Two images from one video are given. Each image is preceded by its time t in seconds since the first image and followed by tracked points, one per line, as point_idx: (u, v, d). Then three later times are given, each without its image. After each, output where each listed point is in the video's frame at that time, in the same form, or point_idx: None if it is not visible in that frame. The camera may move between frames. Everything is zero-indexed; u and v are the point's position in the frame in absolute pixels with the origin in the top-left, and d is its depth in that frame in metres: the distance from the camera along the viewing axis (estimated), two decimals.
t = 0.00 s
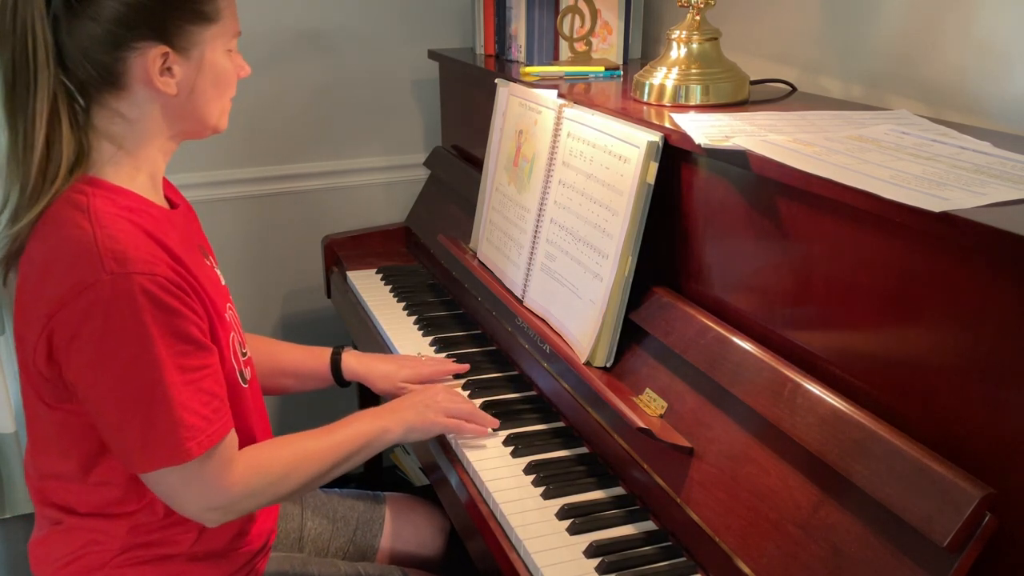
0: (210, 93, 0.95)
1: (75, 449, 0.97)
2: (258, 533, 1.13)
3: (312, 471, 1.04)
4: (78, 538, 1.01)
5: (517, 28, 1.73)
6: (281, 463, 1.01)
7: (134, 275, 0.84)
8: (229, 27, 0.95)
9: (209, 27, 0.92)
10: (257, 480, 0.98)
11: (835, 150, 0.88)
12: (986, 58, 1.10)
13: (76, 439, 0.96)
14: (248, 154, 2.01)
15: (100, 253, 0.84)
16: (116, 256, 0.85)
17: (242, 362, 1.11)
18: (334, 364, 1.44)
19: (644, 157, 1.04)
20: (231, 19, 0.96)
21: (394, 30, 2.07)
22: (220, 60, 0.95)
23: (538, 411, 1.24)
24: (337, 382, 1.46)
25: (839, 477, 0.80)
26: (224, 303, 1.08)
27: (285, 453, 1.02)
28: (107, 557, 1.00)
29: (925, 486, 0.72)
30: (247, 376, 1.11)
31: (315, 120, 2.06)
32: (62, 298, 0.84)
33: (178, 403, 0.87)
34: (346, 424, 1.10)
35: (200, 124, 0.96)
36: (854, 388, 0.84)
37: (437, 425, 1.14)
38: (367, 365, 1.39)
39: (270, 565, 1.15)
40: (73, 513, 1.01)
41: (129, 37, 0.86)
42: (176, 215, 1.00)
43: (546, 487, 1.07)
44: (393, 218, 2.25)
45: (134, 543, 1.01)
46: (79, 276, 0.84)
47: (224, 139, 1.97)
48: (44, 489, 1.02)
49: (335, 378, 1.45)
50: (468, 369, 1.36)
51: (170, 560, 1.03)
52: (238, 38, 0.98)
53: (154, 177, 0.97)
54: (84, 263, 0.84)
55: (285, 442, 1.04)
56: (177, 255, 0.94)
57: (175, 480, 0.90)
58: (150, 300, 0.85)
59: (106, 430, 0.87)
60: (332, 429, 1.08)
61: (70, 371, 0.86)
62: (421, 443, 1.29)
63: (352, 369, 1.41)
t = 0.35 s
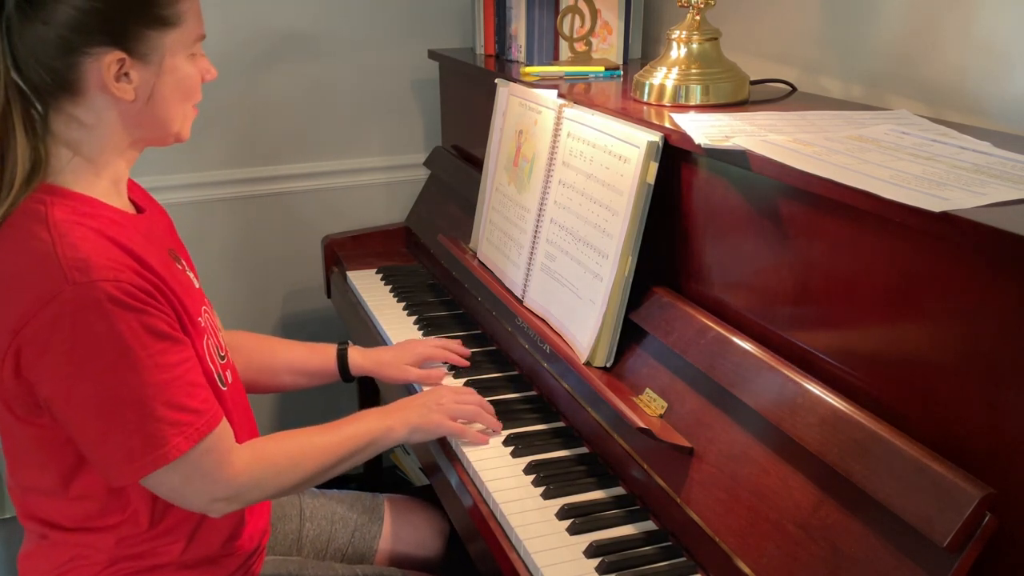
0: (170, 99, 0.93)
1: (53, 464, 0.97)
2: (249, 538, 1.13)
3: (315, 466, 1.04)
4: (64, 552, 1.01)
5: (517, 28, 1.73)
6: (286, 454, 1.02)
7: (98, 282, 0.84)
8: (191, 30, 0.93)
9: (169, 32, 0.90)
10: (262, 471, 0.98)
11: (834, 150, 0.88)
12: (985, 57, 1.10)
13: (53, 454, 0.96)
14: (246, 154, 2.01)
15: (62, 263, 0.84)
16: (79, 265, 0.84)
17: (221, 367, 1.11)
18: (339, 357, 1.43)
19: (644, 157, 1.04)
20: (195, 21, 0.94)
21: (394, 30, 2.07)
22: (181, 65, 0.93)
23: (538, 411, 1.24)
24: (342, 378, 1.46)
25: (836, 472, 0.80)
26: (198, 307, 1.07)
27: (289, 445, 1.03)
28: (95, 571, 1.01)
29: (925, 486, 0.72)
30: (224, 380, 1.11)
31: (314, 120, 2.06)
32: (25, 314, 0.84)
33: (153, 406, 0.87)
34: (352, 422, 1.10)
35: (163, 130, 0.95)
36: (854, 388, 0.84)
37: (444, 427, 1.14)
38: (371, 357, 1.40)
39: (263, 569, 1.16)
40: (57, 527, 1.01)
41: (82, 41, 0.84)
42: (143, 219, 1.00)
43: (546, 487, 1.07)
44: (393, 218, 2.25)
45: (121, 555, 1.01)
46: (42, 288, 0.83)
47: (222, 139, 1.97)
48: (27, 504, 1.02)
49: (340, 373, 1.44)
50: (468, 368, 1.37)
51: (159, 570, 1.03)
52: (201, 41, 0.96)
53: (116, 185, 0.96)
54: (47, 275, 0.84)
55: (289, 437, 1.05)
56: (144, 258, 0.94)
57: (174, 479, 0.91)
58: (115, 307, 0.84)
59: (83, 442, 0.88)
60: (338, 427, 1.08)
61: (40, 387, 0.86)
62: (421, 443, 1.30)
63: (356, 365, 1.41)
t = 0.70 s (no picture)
0: (144, 107, 0.92)
1: (45, 469, 0.97)
2: (245, 538, 1.13)
3: (320, 450, 1.05)
4: (58, 557, 1.01)
5: (517, 28, 1.73)
6: (290, 441, 1.02)
7: (75, 290, 0.83)
8: (169, 36, 0.92)
9: (144, 39, 0.88)
10: (268, 458, 0.99)
11: (834, 150, 0.88)
12: (985, 58, 1.10)
13: (45, 459, 0.96)
14: (246, 154, 2.01)
15: (35, 274, 0.83)
16: (55, 274, 0.84)
17: (206, 368, 1.10)
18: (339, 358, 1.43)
19: (644, 157, 1.04)
20: (174, 27, 0.92)
21: (394, 30, 2.07)
22: (156, 73, 0.91)
23: (538, 411, 1.24)
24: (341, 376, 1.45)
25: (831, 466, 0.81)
26: (181, 309, 1.06)
27: (294, 431, 1.04)
28: None
29: (925, 485, 0.72)
30: (213, 381, 1.10)
31: (313, 120, 2.06)
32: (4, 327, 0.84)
33: (140, 410, 0.87)
34: (353, 408, 1.10)
35: (136, 136, 0.93)
36: (855, 388, 0.84)
37: (446, 423, 1.14)
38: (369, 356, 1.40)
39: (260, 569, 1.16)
40: (51, 532, 1.01)
41: (53, 48, 0.83)
42: (122, 223, 0.99)
43: (546, 487, 1.07)
44: (392, 218, 2.25)
45: (115, 559, 1.01)
46: (20, 300, 0.83)
47: (221, 139, 1.97)
48: (20, 509, 1.01)
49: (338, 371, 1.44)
50: (468, 369, 1.37)
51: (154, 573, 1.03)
52: (180, 47, 0.95)
53: (92, 189, 0.96)
54: (24, 286, 0.83)
55: (294, 422, 1.05)
56: (125, 263, 0.93)
57: (178, 471, 0.92)
58: (90, 315, 0.84)
59: (74, 448, 0.88)
60: (340, 413, 1.09)
61: (26, 397, 0.86)
62: (421, 443, 1.30)
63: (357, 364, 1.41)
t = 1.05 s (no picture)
0: (141, 109, 0.92)
1: (48, 468, 0.96)
2: (246, 538, 1.13)
3: (324, 451, 1.05)
4: (60, 556, 1.01)
5: (517, 28, 1.73)
6: (289, 443, 1.02)
7: (72, 292, 0.83)
8: (167, 38, 0.92)
9: (142, 41, 0.88)
10: (267, 459, 0.99)
11: (834, 150, 0.88)
12: (986, 58, 1.10)
13: (49, 458, 0.96)
14: (247, 154, 2.01)
15: (32, 277, 0.83)
16: (52, 276, 0.84)
17: (208, 369, 1.10)
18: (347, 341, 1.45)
19: (644, 157, 1.04)
20: (172, 29, 0.92)
21: (393, 30, 2.07)
22: (155, 75, 0.91)
23: (538, 411, 1.24)
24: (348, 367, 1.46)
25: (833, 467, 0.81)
26: (181, 310, 1.06)
27: (293, 433, 1.03)
28: None
29: (925, 485, 0.72)
30: (214, 382, 1.10)
31: (313, 120, 2.06)
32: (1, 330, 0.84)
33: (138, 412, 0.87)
34: (357, 410, 1.10)
35: (133, 136, 0.93)
36: (854, 388, 0.84)
37: (449, 424, 1.14)
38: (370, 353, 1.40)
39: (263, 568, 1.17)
40: (53, 531, 1.01)
41: (49, 50, 0.83)
42: (123, 222, 0.99)
43: (546, 487, 1.07)
44: (392, 218, 2.25)
45: (116, 559, 1.01)
46: (18, 302, 0.83)
47: (222, 140, 1.97)
48: (21, 509, 1.01)
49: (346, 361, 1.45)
50: (468, 369, 1.36)
51: (155, 573, 1.04)
52: (179, 48, 0.95)
53: (92, 188, 0.95)
54: (21, 288, 0.83)
55: (294, 423, 1.05)
56: (123, 263, 0.93)
57: (177, 475, 0.92)
58: (87, 317, 0.83)
59: (73, 450, 0.88)
60: (340, 414, 1.09)
61: (25, 400, 0.86)
62: (421, 443, 1.30)
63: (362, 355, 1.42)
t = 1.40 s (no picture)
0: (154, 107, 0.91)
1: (51, 466, 0.96)
2: (247, 538, 1.13)
3: (314, 464, 1.04)
4: (62, 554, 1.01)
5: (517, 28, 1.73)
6: (282, 454, 1.01)
7: (84, 288, 0.84)
8: (179, 36, 0.92)
9: (153, 40, 0.88)
10: (259, 471, 0.98)
11: (835, 150, 0.88)
12: (986, 58, 1.10)
13: (51, 456, 0.96)
14: (247, 155, 2.01)
15: (46, 271, 0.83)
16: (63, 271, 0.84)
17: (212, 368, 1.10)
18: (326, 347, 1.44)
19: (644, 157, 1.04)
20: (183, 27, 0.92)
21: (394, 30, 2.07)
22: (166, 72, 0.91)
23: (538, 411, 1.24)
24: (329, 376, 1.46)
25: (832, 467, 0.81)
26: (188, 309, 1.07)
27: (287, 440, 1.03)
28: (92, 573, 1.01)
29: (925, 486, 0.72)
30: (218, 381, 1.11)
31: (313, 120, 2.06)
32: (9, 322, 0.84)
33: (139, 414, 0.87)
34: (350, 414, 1.08)
35: (147, 135, 0.93)
36: (854, 388, 0.84)
37: (444, 427, 1.12)
38: (370, 352, 1.40)
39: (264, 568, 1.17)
40: (55, 529, 1.01)
41: (60, 49, 0.83)
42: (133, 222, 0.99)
43: (546, 487, 1.07)
44: (393, 218, 2.25)
45: (118, 557, 1.01)
46: (28, 295, 0.83)
47: (222, 140, 1.97)
48: (24, 506, 1.01)
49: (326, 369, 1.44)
50: (468, 369, 1.36)
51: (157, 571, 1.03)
52: (191, 46, 0.94)
53: (105, 186, 0.95)
54: (32, 282, 0.83)
55: (287, 433, 1.04)
56: (133, 261, 0.93)
57: (169, 481, 0.92)
58: (97, 314, 0.84)
59: (76, 444, 0.88)
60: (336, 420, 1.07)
61: (30, 392, 0.87)
62: (421, 443, 1.30)
63: (348, 360, 1.42)
